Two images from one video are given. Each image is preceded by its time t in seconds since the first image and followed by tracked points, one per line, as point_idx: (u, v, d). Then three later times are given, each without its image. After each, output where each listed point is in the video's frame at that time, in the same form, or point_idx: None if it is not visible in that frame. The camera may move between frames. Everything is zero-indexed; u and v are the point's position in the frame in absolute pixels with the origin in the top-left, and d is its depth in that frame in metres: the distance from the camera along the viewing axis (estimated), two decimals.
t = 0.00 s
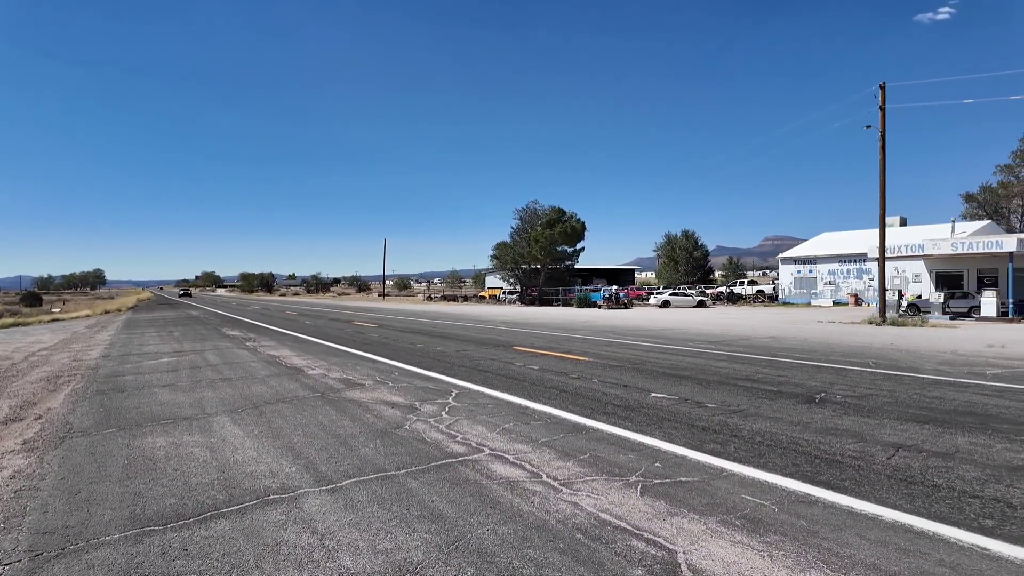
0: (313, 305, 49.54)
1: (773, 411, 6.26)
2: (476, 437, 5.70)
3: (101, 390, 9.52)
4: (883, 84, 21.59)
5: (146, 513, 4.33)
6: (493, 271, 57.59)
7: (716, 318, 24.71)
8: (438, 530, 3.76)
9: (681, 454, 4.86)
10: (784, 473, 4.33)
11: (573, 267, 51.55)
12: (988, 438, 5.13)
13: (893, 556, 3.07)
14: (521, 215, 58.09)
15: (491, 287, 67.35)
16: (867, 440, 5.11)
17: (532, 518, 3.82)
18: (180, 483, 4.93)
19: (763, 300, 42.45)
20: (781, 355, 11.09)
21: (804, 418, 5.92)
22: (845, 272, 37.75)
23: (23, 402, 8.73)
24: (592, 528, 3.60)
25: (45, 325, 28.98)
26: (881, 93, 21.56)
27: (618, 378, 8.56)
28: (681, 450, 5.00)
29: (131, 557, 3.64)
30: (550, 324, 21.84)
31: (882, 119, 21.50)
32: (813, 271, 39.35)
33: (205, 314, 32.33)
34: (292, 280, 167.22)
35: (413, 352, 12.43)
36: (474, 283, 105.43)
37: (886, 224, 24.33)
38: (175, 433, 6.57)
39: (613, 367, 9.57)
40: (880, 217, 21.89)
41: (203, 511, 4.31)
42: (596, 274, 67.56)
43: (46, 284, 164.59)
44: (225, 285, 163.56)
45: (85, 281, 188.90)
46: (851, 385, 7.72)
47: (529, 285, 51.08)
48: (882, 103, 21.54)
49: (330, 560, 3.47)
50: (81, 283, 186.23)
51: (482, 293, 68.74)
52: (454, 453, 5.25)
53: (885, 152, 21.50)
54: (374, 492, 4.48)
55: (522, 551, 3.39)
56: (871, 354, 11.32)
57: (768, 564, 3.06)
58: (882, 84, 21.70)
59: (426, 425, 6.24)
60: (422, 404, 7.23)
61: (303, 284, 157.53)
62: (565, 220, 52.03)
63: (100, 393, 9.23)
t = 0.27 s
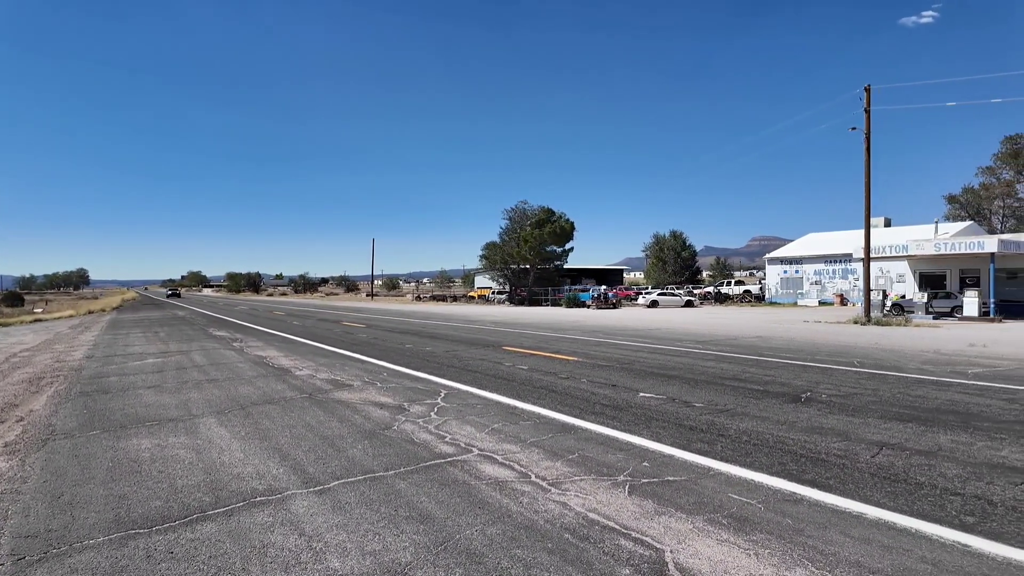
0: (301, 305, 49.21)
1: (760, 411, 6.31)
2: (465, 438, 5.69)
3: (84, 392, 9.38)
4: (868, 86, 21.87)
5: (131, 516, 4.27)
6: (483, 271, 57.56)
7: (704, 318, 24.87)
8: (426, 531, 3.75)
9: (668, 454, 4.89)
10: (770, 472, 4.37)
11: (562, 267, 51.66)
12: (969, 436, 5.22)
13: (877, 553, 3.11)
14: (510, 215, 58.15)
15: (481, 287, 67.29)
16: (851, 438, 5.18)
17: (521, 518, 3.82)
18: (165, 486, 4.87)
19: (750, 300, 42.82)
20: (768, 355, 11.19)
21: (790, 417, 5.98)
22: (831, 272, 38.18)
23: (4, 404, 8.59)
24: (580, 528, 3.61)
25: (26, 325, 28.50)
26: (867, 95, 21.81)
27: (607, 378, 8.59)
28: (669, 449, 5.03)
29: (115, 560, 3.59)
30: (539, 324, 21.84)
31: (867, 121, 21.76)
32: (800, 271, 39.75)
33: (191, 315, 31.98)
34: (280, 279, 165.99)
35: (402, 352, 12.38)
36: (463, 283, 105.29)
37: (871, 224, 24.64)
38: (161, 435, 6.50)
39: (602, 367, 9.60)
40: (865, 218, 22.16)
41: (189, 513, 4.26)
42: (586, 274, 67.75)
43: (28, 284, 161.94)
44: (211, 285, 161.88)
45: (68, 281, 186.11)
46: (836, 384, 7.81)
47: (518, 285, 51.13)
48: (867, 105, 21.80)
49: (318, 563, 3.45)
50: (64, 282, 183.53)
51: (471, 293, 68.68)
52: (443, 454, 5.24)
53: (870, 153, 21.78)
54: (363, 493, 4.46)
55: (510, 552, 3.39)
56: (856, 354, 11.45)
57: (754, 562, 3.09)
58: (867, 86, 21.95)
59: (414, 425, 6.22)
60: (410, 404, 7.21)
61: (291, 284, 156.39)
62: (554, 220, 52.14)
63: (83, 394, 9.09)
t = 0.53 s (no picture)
0: (289, 305, 48.82)
1: (748, 410, 6.35)
2: (455, 438, 5.67)
3: (68, 393, 9.22)
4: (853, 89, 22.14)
5: (116, 519, 4.20)
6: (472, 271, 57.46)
7: (693, 318, 25.01)
8: (416, 532, 3.73)
9: (657, 453, 4.91)
10: (758, 471, 4.41)
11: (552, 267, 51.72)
12: (953, 434, 5.29)
13: (864, 551, 3.13)
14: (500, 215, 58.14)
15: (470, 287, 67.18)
16: (838, 438, 5.23)
17: (511, 518, 3.81)
18: (151, 488, 4.80)
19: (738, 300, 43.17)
20: (756, 354, 11.27)
21: (778, 417, 6.02)
22: (818, 272, 38.58)
23: None
24: (570, 528, 3.61)
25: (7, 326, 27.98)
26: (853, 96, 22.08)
27: (597, 377, 8.61)
28: (658, 448, 5.05)
29: (99, 565, 3.52)
30: (529, 324, 21.83)
31: (854, 122, 22.01)
32: (787, 272, 40.13)
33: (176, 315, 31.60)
34: (267, 279, 164.66)
35: (391, 353, 12.31)
36: (453, 283, 105.15)
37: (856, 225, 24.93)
38: (147, 437, 6.40)
39: (592, 367, 9.62)
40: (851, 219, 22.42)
41: (175, 516, 4.20)
42: (575, 274, 67.93)
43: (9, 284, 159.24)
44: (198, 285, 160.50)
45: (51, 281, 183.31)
46: (823, 383, 7.89)
47: (508, 285, 51.12)
48: (853, 107, 22.05)
49: (306, 565, 3.41)
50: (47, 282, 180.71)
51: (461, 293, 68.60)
52: (432, 455, 5.21)
53: (856, 155, 22.05)
54: (351, 495, 4.42)
55: (500, 553, 3.38)
56: (843, 353, 11.58)
57: (743, 561, 3.10)
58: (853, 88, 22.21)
59: (404, 426, 6.19)
60: (399, 405, 7.17)
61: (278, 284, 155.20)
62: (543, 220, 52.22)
63: (67, 396, 8.94)
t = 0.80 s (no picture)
0: (277, 305, 48.41)
1: (737, 409, 6.38)
2: (444, 439, 5.63)
3: (49, 394, 9.04)
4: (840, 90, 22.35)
5: (98, 523, 4.11)
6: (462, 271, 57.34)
7: (682, 317, 25.13)
8: (404, 534, 3.68)
9: (647, 453, 4.90)
10: (748, 470, 4.41)
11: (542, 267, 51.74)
12: (940, 433, 5.34)
13: (853, 550, 3.14)
14: (489, 215, 58.08)
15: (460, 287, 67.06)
16: (826, 436, 5.26)
17: (500, 519, 3.78)
18: (134, 491, 4.71)
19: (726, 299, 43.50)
20: (745, 354, 11.33)
21: (767, 416, 6.05)
22: (805, 272, 38.97)
23: None
24: (560, 529, 3.58)
25: None
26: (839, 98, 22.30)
27: (586, 377, 8.60)
28: (648, 448, 5.04)
29: (79, 570, 3.44)
30: (519, 324, 21.82)
31: (840, 124, 22.24)
32: (774, 271, 40.49)
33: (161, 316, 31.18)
34: (255, 279, 163.11)
35: (380, 353, 12.22)
36: (442, 283, 104.82)
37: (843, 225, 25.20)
38: (130, 438, 6.28)
39: (581, 367, 9.62)
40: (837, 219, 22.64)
41: (158, 519, 4.12)
42: (564, 274, 68.06)
43: None
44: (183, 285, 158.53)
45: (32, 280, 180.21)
46: (811, 382, 7.94)
47: (498, 285, 51.07)
48: (840, 108, 22.28)
49: (293, 568, 3.36)
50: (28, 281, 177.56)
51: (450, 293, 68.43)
52: (421, 455, 5.16)
53: (842, 156, 22.27)
54: (339, 497, 4.36)
55: (489, 554, 3.35)
56: (829, 352, 11.67)
57: (733, 561, 3.10)
58: (839, 90, 22.44)
59: (392, 427, 6.13)
60: (388, 405, 7.10)
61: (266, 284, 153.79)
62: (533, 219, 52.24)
63: (48, 397, 8.75)
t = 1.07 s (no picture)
0: (263, 304, 47.92)
1: (725, 409, 6.39)
2: (432, 440, 5.57)
3: (27, 396, 8.82)
4: (826, 91, 22.59)
5: (76, 529, 3.99)
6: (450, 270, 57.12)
7: (670, 317, 25.25)
8: (391, 538, 3.63)
9: (637, 453, 4.89)
10: (736, 470, 4.42)
11: (530, 267, 51.75)
12: (925, 431, 5.40)
13: (843, 550, 3.14)
14: (478, 214, 57.95)
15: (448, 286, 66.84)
16: (814, 436, 5.28)
17: (489, 522, 3.74)
18: (114, 495, 4.59)
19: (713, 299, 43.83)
20: (732, 353, 11.39)
21: (755, 415, 6.08)
22: (790, 272, 39.37)
23: None
24: (549, 532, 3.55)
25: None
26: (825, 99, 22.52)
27: (575, 377, 8.58)
28: (637, 448, 5.03)
29: None
30: (507, 323, 21.78)
31: (825, 125, 22.47)
32: (760, 271, 40.87)
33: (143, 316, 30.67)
34: (240, 279, 161.31)
35: (367, 353, 12.11)
36: (430, 283, 104.42)
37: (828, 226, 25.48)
38: (110, 441, 6.14)
39: (570, 366, 9.60)
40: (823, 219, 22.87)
41: (139, 524, 4.01)
42: (552, 274, 68.16)
43: None
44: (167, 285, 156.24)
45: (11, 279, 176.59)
46: (798, 381, 8.00)
47: (486, 285, 50.97)
48: (825, 110, 22.51)
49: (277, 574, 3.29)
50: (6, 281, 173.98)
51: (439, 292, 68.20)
52: (409, 457, 5.10)
53: (827, 157, 22.52)
54: (325, 500, 4.29)
55: (478, 558, 3.31)
56: (815, 351, 11.77)
57: (723, 562, 3.08)
58: (825, 91, 22.68)
59: (380, 428, 6.06)
60: (376, 407, 7.02)
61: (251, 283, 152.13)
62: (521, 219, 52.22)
63: (26, 399, 8.54)
